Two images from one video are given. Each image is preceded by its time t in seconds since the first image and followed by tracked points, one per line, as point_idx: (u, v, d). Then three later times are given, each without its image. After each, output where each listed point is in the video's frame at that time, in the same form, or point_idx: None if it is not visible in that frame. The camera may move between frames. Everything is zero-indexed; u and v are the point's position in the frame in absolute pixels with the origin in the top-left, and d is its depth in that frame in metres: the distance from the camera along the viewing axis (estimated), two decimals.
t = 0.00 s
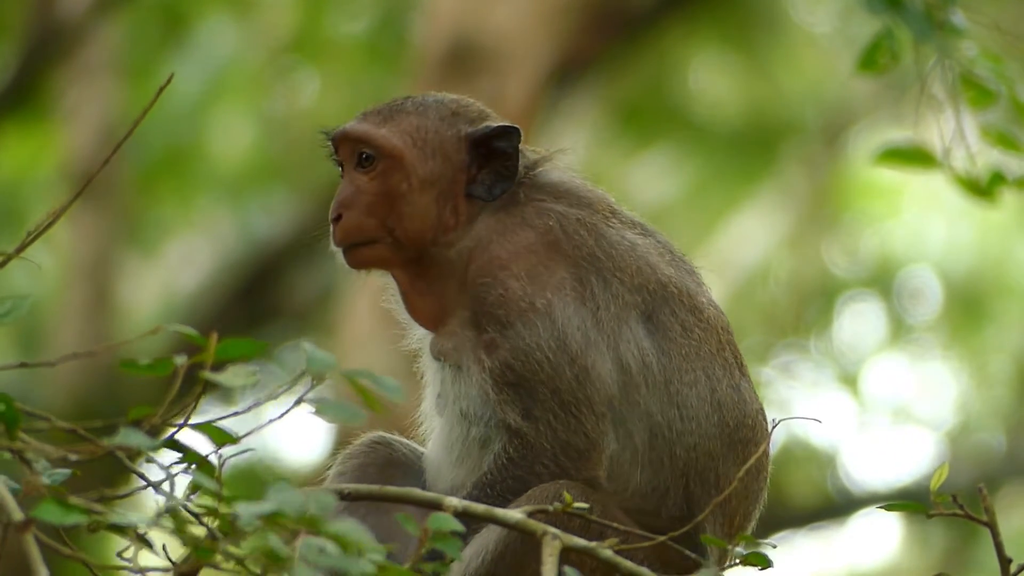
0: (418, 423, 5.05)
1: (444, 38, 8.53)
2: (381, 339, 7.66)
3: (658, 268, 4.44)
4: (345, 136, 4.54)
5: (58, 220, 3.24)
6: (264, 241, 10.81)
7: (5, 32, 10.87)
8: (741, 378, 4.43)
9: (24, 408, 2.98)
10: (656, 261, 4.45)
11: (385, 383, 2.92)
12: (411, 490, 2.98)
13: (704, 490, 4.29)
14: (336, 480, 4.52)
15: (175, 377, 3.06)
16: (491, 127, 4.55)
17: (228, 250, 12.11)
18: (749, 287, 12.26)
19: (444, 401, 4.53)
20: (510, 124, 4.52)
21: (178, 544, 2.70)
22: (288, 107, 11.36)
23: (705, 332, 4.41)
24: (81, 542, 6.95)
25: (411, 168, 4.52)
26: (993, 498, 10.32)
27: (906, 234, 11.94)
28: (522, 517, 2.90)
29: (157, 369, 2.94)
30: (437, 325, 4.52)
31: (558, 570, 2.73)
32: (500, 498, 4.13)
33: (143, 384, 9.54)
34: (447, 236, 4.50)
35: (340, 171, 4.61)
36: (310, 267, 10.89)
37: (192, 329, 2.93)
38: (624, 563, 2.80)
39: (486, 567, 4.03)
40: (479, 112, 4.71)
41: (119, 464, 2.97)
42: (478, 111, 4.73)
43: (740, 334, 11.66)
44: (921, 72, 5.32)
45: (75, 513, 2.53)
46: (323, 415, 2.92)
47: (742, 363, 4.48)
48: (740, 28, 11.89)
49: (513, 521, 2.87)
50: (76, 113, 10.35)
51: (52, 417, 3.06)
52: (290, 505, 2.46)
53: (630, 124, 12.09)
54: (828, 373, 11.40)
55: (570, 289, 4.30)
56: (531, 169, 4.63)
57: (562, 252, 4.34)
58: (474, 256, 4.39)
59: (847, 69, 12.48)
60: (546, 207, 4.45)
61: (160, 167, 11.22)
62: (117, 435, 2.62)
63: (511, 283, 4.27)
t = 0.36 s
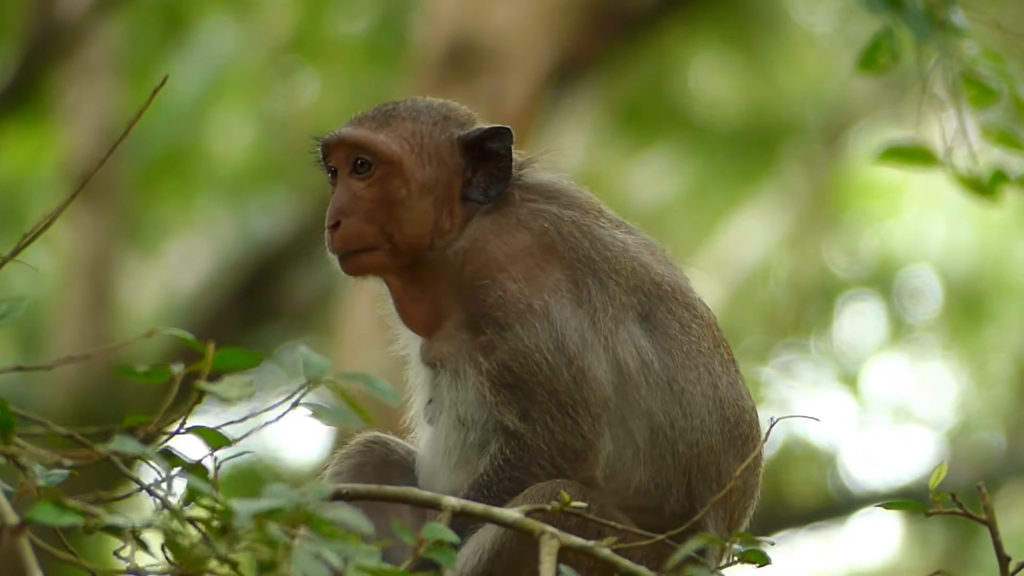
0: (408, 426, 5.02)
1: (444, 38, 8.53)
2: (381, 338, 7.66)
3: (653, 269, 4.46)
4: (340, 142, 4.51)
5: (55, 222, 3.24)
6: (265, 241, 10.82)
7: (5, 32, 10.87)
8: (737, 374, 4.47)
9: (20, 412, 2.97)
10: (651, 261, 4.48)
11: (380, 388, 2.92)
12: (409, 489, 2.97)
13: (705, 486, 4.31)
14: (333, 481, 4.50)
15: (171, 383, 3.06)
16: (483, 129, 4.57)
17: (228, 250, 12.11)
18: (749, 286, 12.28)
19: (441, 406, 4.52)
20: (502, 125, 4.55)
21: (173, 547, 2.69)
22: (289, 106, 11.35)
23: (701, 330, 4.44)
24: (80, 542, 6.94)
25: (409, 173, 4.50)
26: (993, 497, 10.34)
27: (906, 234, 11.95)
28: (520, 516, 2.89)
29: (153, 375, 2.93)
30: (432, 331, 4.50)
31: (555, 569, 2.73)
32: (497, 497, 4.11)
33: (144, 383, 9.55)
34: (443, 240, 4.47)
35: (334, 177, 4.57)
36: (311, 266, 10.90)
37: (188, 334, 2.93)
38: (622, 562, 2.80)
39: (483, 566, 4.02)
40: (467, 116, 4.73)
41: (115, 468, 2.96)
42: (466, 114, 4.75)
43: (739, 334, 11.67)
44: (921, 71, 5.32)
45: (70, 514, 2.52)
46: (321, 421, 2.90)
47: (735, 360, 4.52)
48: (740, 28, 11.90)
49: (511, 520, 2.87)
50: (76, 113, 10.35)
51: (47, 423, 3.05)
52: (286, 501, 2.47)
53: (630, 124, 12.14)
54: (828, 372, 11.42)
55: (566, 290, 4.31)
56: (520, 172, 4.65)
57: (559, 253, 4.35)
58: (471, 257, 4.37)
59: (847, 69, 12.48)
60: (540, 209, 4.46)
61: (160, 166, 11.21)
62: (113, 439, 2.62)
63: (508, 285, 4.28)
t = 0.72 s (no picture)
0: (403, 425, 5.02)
1: (444, 38, 8.54)
2: (380, 338, 7.65)
3: (657, 273, 4.48)
4: (342, 146, 4.49)
5: (54, 218, 3.23)
6: (264, 240, 10.82)
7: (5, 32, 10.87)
8: (741, 378, 4.50)
9: (20, 407, 2.96)
10: (655, 265, 4.49)
11: (380, 377, 2.90)
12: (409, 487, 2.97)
13: (710, 487, 4.33)
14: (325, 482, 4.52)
15: (170, 375, 3.04)
16: (486, 135, 4.55)
17: (228, 250, 12.11)
18: (749, 285, 12.30)
19: (444, 409, 4.52)
20: (505, 130, 4.53)
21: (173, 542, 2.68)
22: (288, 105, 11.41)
23: (706, 334, 4.47)
24: (80, 541, 6.93)
25: (411, 178, 4.47)
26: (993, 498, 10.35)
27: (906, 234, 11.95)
28: (520, 515, 2.89)
29: (152, 366, 2.92)
30: (436, 336, 4.49)
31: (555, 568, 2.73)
32: (501, 500, 4.10)
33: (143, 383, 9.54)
34: (445, 245, 4.46)
35: (336, 180, 4.55)
36: (310, 266, 10.89)
37: (187, 326, 2.92)
38: (622, 561, 2.79)
39: (486, 569, 4.03)
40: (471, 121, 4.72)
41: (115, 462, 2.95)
42: (469, 118, 4.73)
43: (740, 333, 11.67)
44: (921, 71, 5.32)
45: (70, 509, 2.51)
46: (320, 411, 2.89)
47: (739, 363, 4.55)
48: (740, 28, 11.91)
49: (511, 519, 2.86)
50: (75, 113, 10.35)
51: (47, 416, 3.04)
52: (282, 497, 2.45)
53: (630, 124, 12.16)
54: (828, 372, 11.41)
55: (571, 297, 4.31)
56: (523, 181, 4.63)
57: (564, 259, 4.35)
58: (475, 263, 4.37)
59: (846, 69, 12.48)
60: (544, 214, 4.46)
61: (160, 166, 11.21)
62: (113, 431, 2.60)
63: (514, 292, 4.28)
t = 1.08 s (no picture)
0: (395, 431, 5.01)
1: (444, 37, 8.54)
2: (380, 338, 7.65)
3: (659, 274, 4.48)
4: (341, 151, 4.52)
5: (54, 218, 3.23)
6: (264, 240, 10.81)
7: (5, 32, 10.86)
8: (743, 378, 4.49)
9: (19, 408, 2.96)
10: (657, 266, 4.49)
11: (379, 378, 2.89)
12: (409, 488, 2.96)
13: (710, 485, 4.31)
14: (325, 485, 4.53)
15: (170, 375, 3.03)
16: (487, 139, 4.57)
17: (229, 251, 12.11)
18: (749, 285, 12.29)
19: (445, 413, 4.50)
20: (505, 135, 4.54)
21: (175, 541, 2.67)
22: (289, 106, 11.42)
23: (708, 334, 4.46)
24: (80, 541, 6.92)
25: (408, 182, 4.50)
26: (993, 498, 10.35)
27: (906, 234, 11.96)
28: (520, 515, 2.88)
29: (152, 367, 2.92)
30: (436, 339, 4.48)
31: (555, 569, 2.73)
32: (504, 499, 4.06)
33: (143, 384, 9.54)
34: (445, 248, 4.48)
35: (335, 185, 4.58)
36: (311, 266, 10.89)
37: (186, 327, 2.91)
38: (621, 561, 2.79)
39: (490, 568, 4.02)
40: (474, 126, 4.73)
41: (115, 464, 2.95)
42: (470, 121, 4.74)
43: (740, 333, 11.67)
44: (921, 71, 5.32)
45: (70, 510, 2.51)
46: (321, 413, 2.87)
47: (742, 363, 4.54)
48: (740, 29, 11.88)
49: (511, 519, 2.86)
50: (76, 113, 10.34)
51: (47, 417, 3.04)
52: (290, 497, 2.44)
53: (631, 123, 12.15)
54: (828, 372, 11.39)
55: (573, 297, 4.31)
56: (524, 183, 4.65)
57: (565, 259, 4.35)
58: (476, 264, 4.37)
59: (846, 68, 12.48)
60: (546, 215, 4.46)
61: (160, 166, 11.20)
62: (113, 431, 2.60)
63: (515, 292, 4.28)
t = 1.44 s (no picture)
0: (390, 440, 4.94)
1: (444, 37, 8.54)
2: (380, 338, 7.66)
3: (639, 264, 4.44)
4: (343, 129, 4.50)
5: (55, 216, 3.23)
6: (264, 240, 10.81)
7: (6, 31, 10.86)
8: (725, 368, 4.42)
9: (22, 404, 2.96)
10: (637, 256, 4.46)
11: (381, 374, 2.91)
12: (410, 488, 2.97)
13: (685, 476, 4.31)
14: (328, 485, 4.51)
15: (172, 372, 3.04)
16: (488, 129, 4.53)
17: (228, 250, 12.11)
18: (750, 284, 12.23)
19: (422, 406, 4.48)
20: (507, 126, 4.50)
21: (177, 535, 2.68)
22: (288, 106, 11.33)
23: (688, 324, 4.41)
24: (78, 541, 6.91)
25: (408, 165, 4.48)
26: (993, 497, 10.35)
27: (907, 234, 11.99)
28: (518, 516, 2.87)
29: (155, 364, 2.93)
30: (420, 327, 4.49)
31: (555, 569, 2.73)
32: (479, 484, 4.08)
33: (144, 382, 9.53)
34: (438, 236, 4.47)
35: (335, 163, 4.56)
36: (311, 266, 10.89)
37: (189, 324, 2.92)
38: (620, 560, 2.80)
39: (472, 548, 4.01)
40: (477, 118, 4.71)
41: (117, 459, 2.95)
42: (474, 112, 4.72)
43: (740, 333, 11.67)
44: (921, 71, 5.32)
45: (74, 505, 2.51)
46: (322, 408, 2.88)
47: (728, 356, 4.48)
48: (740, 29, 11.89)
49: (509, 519, 2.85)
50: (76, 111, 10.34)
51: (49, 413, 3.05)
52: (290, 490, 2.48)
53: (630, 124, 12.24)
54: (828, 372, 11.35)
55: (549, 288, 4.31)
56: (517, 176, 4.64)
57: (544, 252, 4.36)
58: (455, 255, 4.37)
59: (846, 68, 12.49)
60: (530, 209, 4.45)
61: (159, 166, 11.21)
62: (116, 425, 2.60)
63: (489, 283, 4.28)
